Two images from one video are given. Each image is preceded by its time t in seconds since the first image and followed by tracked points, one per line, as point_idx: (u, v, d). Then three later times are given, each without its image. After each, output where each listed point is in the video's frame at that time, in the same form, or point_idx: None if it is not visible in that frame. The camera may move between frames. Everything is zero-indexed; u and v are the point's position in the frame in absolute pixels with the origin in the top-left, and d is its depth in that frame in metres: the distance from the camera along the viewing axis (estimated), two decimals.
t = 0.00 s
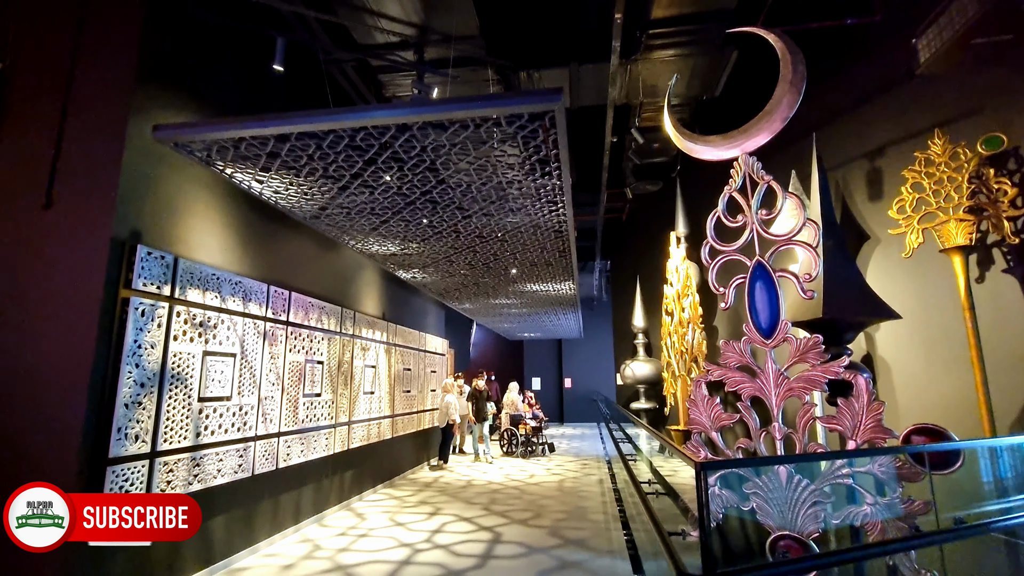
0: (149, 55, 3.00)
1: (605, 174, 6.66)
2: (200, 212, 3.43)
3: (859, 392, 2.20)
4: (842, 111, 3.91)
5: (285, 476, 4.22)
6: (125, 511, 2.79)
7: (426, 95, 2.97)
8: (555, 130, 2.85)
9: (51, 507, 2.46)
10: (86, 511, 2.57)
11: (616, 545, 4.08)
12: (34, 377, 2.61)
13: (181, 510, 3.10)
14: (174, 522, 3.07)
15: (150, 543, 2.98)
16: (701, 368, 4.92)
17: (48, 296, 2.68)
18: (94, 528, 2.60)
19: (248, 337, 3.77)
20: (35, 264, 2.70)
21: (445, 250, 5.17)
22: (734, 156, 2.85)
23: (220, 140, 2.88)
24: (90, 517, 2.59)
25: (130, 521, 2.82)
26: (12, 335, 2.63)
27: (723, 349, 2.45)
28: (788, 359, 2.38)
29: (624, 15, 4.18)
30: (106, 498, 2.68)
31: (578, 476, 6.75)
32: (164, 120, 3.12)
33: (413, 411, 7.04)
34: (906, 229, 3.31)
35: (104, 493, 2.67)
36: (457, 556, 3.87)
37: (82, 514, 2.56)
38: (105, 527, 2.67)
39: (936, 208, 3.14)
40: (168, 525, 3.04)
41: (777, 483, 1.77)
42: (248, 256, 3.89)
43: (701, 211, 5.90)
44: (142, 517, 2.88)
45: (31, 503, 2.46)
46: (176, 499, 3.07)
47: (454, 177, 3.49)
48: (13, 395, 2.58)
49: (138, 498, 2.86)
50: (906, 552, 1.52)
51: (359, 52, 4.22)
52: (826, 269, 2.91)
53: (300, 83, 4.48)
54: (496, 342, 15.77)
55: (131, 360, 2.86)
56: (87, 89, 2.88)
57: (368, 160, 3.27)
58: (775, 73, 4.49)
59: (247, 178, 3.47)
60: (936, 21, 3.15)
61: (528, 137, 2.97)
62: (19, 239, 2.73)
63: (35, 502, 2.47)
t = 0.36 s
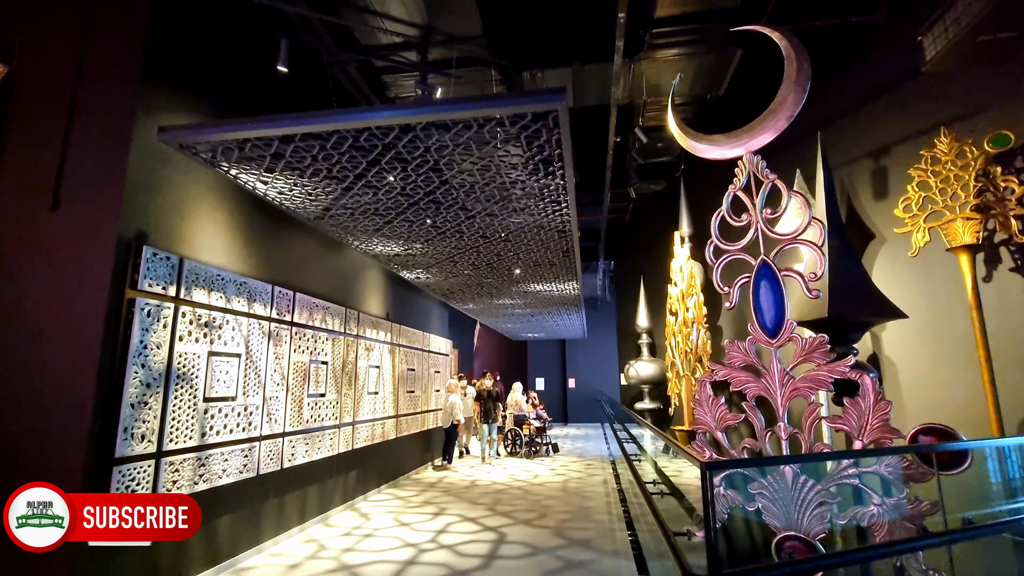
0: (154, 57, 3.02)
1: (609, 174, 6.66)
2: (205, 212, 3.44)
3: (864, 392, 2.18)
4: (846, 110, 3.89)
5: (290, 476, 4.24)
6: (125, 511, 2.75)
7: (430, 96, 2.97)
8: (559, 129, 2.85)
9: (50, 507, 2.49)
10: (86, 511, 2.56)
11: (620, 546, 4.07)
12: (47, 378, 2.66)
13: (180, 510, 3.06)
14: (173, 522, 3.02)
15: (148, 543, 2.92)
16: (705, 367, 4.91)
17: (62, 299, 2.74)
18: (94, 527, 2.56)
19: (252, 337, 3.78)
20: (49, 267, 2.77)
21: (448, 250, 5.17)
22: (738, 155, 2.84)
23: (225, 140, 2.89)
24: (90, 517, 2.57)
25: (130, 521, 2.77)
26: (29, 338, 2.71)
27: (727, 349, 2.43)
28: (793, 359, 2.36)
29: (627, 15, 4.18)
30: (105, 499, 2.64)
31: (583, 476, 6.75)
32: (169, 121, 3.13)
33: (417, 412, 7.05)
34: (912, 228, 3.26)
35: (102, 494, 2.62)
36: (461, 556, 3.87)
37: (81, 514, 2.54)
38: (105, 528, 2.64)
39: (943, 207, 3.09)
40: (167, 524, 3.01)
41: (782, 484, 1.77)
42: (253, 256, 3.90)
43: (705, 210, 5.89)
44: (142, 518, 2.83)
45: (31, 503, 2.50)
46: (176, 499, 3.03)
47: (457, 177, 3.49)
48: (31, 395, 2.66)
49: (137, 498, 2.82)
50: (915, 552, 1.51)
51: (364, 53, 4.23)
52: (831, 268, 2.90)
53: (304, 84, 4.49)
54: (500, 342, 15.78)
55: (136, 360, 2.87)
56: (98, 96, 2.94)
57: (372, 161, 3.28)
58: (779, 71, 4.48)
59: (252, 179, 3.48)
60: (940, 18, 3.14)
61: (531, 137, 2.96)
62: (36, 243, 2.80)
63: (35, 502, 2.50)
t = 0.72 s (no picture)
0: (163, 59, 3.04)
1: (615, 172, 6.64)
2: (214, 212, 3.47)
3: (874, 391, 2.16)
4: (855, 107, 3.86)
5: (298, 474, 4.27)
6: (125, 511, 2.73)
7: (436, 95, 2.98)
8: (565, 127, 2.84)
9: (50, 507, 2.55)
10: (86, 511, 2.57)
11: (627, 545, 4.06)
12: (61, 377, 2.70)
13: (180, 510, 3.05)
14: (174, 522, 3.00)
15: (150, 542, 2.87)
16: (712, 366, 4.89)
17: (75, 299, 2.78)
18: (93, 528, 2.55)
19: (260, 336, 3.81)
20: (63, 268, 2.82)
21: (454, 249, 5.18)
22: (745, 152, 2.81)
23: (233, 141, 2.91)
24: (90, 517, 2.57)
25: (131, 521, 2.75)
26: (45, 337, 2.76)
27: (734, 348, 2.41)
28: (801, 357, 2.34)
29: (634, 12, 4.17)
30: (106, 498, 2.62)
31: (589, 475, 6.74)
32: (179, 122, 3.16)
33: (423, 410, 7.06)
34: (922, 226, 3.23)
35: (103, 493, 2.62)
36: (468, 554, 3.88)
37: (81, 514, 2.56)
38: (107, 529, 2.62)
39: (954, 204, 3.05)
40: (169, 525, 2.99)
41: (790, 484, 1.76)
42: (260, 256, 3.93)
43: (712, 208, 5.86)
44: (142, 517, 2.80)
45: (31, 503, 2.57)
46: (176, 498, 3.03)
47: (463, 176, 3.49)
48: (46, 394, 2.70)
49: (138, 498, 2.79)
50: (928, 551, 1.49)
51: (365, 51, 4.18)
52: (840, 266, 2.89)
53: (311, 84, 4.52)
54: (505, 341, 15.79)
55: (146, 359, 2.89)
56: (110, 97, 2.98)
57: (378, 160, 3.29)
58: (786, 68, 4.44)
59: (259, 179, 3.50)
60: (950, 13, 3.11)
61: (537, 135, 2.96)
62: (52, 244, 2.85)
63: (35, 502, 2.57)
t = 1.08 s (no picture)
0: (170, 60, 3.07)
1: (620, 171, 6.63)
2: (221, 211, 3.50)
3: (881, 390, 2.14)
4: (862, 104, 3.84)
5: (304, 471, 4.29)
6: (125, 511, 2.71)
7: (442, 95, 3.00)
8: (570, 126, 2.85)
9: (50, 508, 2.58)
10: (86, 511, 2.57)
11: (633, 543, 4.06)
12: (73, 375, 2.74)
13: (180, 510, 3.03)
14: (173, 522, 2.99)
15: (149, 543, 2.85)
16: (718, 365, 4.87)
17: (85, 298, 2.81)
18: (93, 528, 2.55)
19: (267, 334, 3.83)
20: (73, 267, 2.85)
21: (460, 248, 5.18)
22: (750, 150, 2.80)
23: (240, 141, 2.93)
24: (90, 517, 2.57)
25: (131, 521, 2.73)
26: (56, 336, 2.79)
27: (740, 346, 2.40)
28: (808, 355, 2.32)
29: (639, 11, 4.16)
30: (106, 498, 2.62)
31: (594, 474, 6.73)
32: (186, 122, 3.19)
33: (428, 409, 7.08)
34: (930, 224, 3.24)
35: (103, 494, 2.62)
36: (473, 552, 3.89)
37: (81, 514, 2.56)
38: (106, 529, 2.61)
39: (961, 201, 3.05)
40: (168, 525, 2.97)
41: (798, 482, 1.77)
42: (267, 255, 3.95)
43: (717, 206, 5.85)
44: (142, 518, 2.78)
45: (30, 503, 2.60)
46: (176, 499, 3.01)
47: (468, 175, 3.50)
48: (57, 392, 2.73)
49: (138, 498, 2.77)
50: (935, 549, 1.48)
51: (370, 51, 4.19)
52: (847, 264, 2.87)
53: (317, 84, 4.54)
54: (511, 340, 15.80)
55: (154, 357, 2.92)
56: (119, 99, 3.01)
57: (384, 159, 3.30)
58: (793, 65, 4.42)
59: (266, 179, 3.53)
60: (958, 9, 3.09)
61: (542, 134, 2.97)
62: (62, 243, 2.88)
63: (35, 503, 2.60)
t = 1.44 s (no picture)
0: (184, 62, 3.11)
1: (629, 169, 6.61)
2: (234, 211, 3.54)
3: (895, 388, 2.11)
4: (875, 100, 3.79)
5: (316, 469, 4.33)
6: (125, 511, 2.68)
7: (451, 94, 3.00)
8: (579, 124, 2.84)
9: (50, 507, 2.62)
10: (86, 511, 2.62)
11: (644, 542, 4.05)
12: (91, 373, 2.79)
13: (180, 510, 2.96)
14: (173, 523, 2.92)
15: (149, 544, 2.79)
16: (729, 364, 4.84)
17: (103, 297, 2.86)
18: (93, 528, 2.60)
19: (279, 333, 3.87)
20: (90, 267, 2.90)
21: (469, 246, 5.19)
22: (762, 146, 2.76)
23: (252, 141, 2.96)
24: (90, 517, 2.61)
25: (131, 521, 2.69)
26: (74, 335, 2.84)
27: (751, 344, 2.38)
28: (820, 353, 2.29)
29: (648, 7, 4.14)
30: (105, 499, 2.64)
31: (604, 473, 6.72)
32: (200, 123, 3.23)
33: (438, 407, 7.12)
34: (946, 219, 3.19)
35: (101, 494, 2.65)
36: (484, 549, 3.90)
37: (81, 514, 2.62)
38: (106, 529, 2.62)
39: (979, 197, 3.00)
40: (168, 525, 2.91)
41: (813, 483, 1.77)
42: (279, 255, 3.99)
43: (728, 204, 5.81)
44: (143, 517, 2.74)
45: (30, 503, 2.62)
46: (176, 499, 2.94)
47: (478, 174, 3.51)
48: (75, 390, 2.78)
49: (137, 498, 2.73)
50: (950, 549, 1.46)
51: (380, 51, 4.20)
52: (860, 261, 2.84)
53: (328, 85, 4.57)
54: (520, 339, 15.82)
55: (169, 355, 2.96)
56: (134, 101, 3.06)
57: (394, 158, 3.32)
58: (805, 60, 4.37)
59: (278, 179, 3.56)
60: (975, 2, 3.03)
61: (552, 132, 2.96)
62: (79, 244, 2.93)
63: (35, 502, 2.62)
